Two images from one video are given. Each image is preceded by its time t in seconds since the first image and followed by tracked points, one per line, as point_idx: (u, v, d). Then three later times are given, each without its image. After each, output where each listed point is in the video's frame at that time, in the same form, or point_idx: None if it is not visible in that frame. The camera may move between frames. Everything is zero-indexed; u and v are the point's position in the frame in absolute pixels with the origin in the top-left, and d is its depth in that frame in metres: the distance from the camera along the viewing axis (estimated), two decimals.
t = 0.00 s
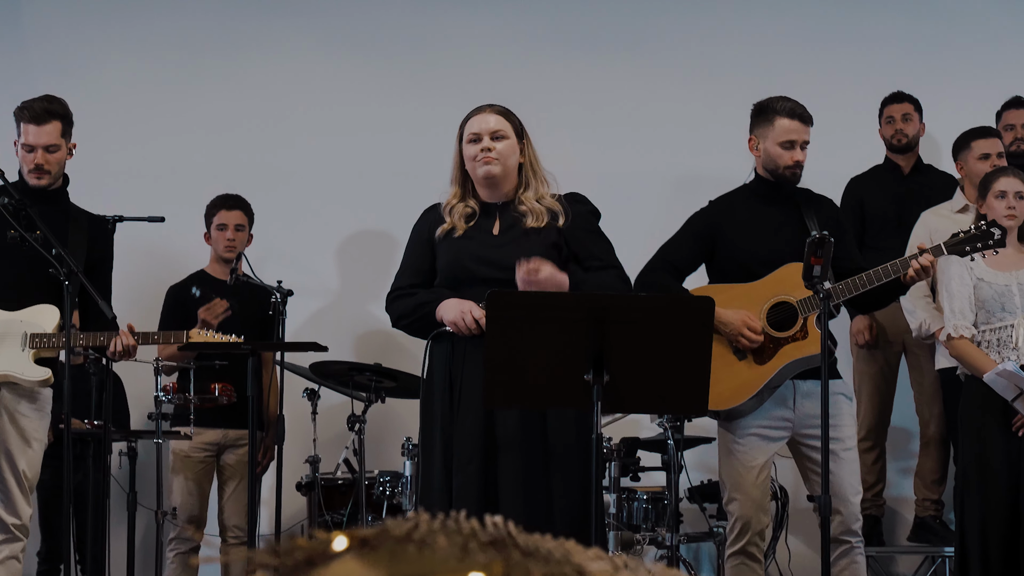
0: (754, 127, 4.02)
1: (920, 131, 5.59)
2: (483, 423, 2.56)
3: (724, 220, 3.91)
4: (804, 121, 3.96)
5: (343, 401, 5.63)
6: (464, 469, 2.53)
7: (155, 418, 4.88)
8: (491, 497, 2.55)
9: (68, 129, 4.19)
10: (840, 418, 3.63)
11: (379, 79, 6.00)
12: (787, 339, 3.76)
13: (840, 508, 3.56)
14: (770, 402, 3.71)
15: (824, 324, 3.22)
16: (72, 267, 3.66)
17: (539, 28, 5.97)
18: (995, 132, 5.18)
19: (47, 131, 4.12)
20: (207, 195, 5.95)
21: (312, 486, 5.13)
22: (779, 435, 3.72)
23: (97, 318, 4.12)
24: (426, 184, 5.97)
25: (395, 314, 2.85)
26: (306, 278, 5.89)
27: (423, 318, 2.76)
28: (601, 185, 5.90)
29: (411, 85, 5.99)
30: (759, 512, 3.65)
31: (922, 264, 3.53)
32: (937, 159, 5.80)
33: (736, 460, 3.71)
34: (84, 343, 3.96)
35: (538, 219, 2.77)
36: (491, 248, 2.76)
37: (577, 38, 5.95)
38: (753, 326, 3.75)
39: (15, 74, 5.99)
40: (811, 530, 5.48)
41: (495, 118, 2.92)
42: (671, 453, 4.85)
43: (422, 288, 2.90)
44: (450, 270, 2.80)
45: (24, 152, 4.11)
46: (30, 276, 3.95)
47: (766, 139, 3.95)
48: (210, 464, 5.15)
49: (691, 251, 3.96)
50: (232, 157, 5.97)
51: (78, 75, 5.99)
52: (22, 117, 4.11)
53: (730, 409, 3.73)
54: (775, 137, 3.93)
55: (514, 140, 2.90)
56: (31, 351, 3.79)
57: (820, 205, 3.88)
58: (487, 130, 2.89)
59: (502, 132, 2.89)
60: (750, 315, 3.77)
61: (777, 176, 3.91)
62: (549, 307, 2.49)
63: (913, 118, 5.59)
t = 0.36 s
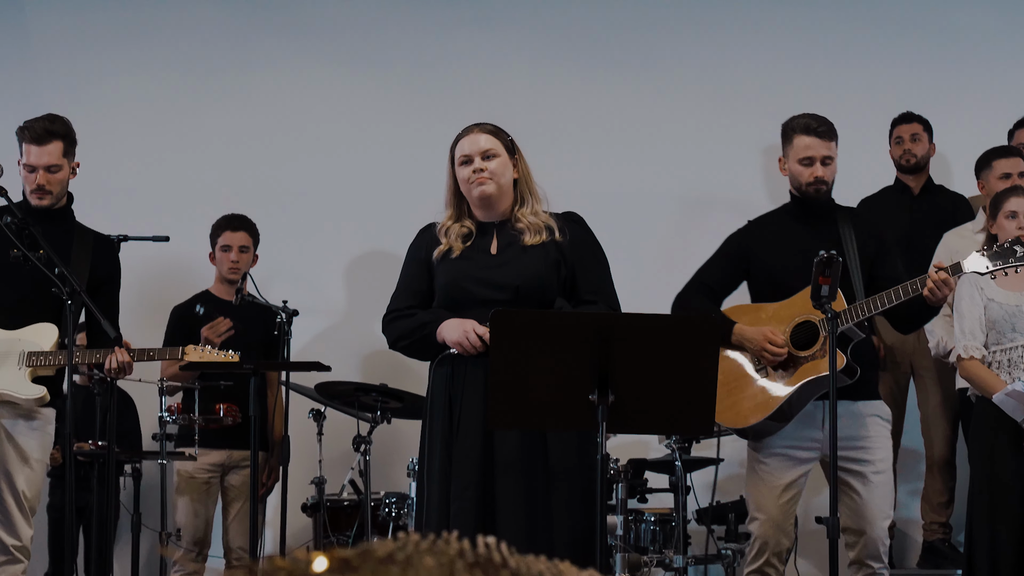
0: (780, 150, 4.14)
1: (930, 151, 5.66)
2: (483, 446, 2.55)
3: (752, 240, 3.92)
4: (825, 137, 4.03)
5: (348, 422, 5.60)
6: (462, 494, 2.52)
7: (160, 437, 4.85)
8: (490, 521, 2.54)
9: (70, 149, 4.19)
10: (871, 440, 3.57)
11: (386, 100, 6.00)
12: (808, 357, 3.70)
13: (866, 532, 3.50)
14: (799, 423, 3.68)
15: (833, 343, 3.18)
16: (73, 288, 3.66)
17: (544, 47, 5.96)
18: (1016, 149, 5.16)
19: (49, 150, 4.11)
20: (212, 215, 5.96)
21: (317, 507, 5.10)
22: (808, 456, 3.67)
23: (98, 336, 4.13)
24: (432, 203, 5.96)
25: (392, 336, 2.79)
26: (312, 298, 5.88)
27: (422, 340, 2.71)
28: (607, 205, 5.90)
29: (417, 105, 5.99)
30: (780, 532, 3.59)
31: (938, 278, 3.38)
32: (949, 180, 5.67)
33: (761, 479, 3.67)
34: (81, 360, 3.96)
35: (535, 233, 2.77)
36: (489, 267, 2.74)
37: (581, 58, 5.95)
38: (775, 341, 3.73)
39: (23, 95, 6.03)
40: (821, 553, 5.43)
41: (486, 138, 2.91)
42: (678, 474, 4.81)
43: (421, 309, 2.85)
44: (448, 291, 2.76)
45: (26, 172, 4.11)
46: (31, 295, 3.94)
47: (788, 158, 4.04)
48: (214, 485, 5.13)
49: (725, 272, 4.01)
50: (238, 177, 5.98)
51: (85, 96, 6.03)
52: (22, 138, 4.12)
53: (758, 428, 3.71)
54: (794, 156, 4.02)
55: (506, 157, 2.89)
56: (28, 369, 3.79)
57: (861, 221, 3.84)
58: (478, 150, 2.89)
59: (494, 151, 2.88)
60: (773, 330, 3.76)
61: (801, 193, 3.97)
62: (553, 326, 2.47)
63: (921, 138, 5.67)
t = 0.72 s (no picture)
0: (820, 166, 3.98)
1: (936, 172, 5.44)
2: (487, 470, 2.52)
3: (791, 264, 3.89)
4: (855, 151, 3.80)
5: (350, 445, 5.56)
6: (466, 518, 2.49)
7: (160, 461, 4.80)
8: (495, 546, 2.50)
9: (69, 168, 4.15)
10: (890, 466, 3.47)
11: (389, 122, 6.00)
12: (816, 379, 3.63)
13: (881, 561, 3.43)
14: (818, 446, 3.60)
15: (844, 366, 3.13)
16: (73, 308, 3.64)
17: (547, 69, 5.95)
18: None
19: (47, 170, 4.08)
20: (215, 236, 5.95)
21: (319, 532, 5.04)
22: (829, 479, 3.60)
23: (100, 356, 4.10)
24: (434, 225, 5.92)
25: (392, 360, 2.75)
26: (314, 320, 5.85)
27: (422, 362, 2.67)
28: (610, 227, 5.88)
29: (421, 127, 5.99)
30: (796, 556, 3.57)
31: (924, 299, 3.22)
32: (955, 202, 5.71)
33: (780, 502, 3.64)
34: (82, 382, 3.95)
35: (536, 254, 2.74)
36: (491, 289, 2.71)
37: (584, 80, 5.95)
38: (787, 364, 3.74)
39: (29, 118, 6.06)
40: None
41: (487, 161, 2.85)
42: (685, 499, 4.77)
43: (420, 332, 2.80)
44: (449, 313, 2.72)
45: (25, 192, 4.08)
46: (30, 316, 3.90)
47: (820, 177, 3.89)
48: (215, 509, 5.08)
49: (767, 296, 3.96)
50: (240, 199, 5.97)
51: (90, 118, 6.04)
52: (20, 157, 4.08)
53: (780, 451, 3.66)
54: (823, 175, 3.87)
55: (507, 182, 2.83)
56: (27, 391, 3.75)
57: (903, 247, 3.67)
58: (479, 175, 2.82)
59: (495, 176, 2.82)
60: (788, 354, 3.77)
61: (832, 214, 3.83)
62: (563, 348, 2.43)
63: (928, 160, 5.45)
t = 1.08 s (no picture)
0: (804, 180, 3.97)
1: (901, 192, 5.51)
2: (461, 489, 2.47)
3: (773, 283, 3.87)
4: (836, 170, 3.77)
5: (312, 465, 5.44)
6: (438, 539, 2.44)
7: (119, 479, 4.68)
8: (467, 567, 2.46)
9: (35, 182, 4.05)
10: (860, 486, 3.47)
11: (358, 138, 5.93)
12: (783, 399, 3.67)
13: None
14: (787, 467, 3.58)
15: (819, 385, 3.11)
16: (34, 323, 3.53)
17: (519, 89, 5.92)
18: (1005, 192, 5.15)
19: (14, 183, 3.98)
20: (178, 251, 5.84)
21: (279, 553, 4.96)
22: (797, 499, 3.58)
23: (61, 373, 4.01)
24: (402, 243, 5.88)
25: (362, 378, 2.68)
26: (278, 338, 5.77)
27: (393, 381, 2.61)
28: (578, 246, 5.85)
29: (390, 144, 5.92)
30: None
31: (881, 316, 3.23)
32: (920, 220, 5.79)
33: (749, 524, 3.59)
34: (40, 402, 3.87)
35: (510, 271, 2.69)
36: (464, 305, 2.66)
37: (556, 100, 5.93)
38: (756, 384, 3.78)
39: None
40: None
41: (462, 176, 2.79)
42: (652, 519, 4.75)
43: (391, 349, 2.73)
44: (420, 330, 2.66)
45: None
46: None
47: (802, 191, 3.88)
48: (173, 529, 4.96)
49: (747, 318, 3.95)
50: (204, 213, 5.87)
51: (53, 130, 5.93)
52: None
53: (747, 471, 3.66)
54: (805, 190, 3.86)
55: (481, 199, 2.78)
56: None
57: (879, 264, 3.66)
58: (453, 190, 2.77)
59: (468, 192, 2.77)
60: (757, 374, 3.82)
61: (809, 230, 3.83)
62: (543, 366, 2.38)
63: (893, 179, 5.51)
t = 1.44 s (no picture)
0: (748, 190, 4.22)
1: (856, 202, 5.68)
2: (429, 498, 2.44)
3: (709, 289, 3.91)
4: (788, 179, 4.07)
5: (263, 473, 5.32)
6: (404, 549, 2.40)
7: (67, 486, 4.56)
8: None
9: None
10: (816, 496, 3.49)
11: (315, 142, 5.82)
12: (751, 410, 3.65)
13: None
14: (743, 477, 3.59)
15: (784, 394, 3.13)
16: None
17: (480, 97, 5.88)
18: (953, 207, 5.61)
19: None
20: (129, 253, 5.71)
21: (229, 562, 4.86)
22: (754, 510, 3.60)
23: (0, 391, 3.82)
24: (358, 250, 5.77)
25: (331, 384, 2.64)
26: (231, 344, 5.66)
27: (363, 387, 2.56)
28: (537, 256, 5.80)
29: (348, 149, 5.82)
30: None
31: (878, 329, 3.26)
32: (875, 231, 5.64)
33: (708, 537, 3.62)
34: None
35: (482, 277, 2.67)
36: (437, 310, 2.63)
37: (516, 109, 5.88)
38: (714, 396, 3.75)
39: None
40: None
41: (430, 178, 2.77)
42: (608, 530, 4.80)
43: (361, 354, 2.69)
44: (391, 335, 2.62)
45: None
46: None
47: (751, 197, 4.13)
48: (120, 537, 4.84)
49: (679, 320, 4.03)
50: (157, 215, 5.74)
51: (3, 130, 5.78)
52: None
53: (705, 481, 3.66)
54: (756, 197, 4.12)
55: (446, 202, 2.75)
56: None
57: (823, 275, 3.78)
58: (416, 192, 2.74)
59: (432, 194, 2.74)
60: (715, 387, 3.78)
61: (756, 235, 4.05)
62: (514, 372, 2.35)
63: (849, 189, 5.72)
